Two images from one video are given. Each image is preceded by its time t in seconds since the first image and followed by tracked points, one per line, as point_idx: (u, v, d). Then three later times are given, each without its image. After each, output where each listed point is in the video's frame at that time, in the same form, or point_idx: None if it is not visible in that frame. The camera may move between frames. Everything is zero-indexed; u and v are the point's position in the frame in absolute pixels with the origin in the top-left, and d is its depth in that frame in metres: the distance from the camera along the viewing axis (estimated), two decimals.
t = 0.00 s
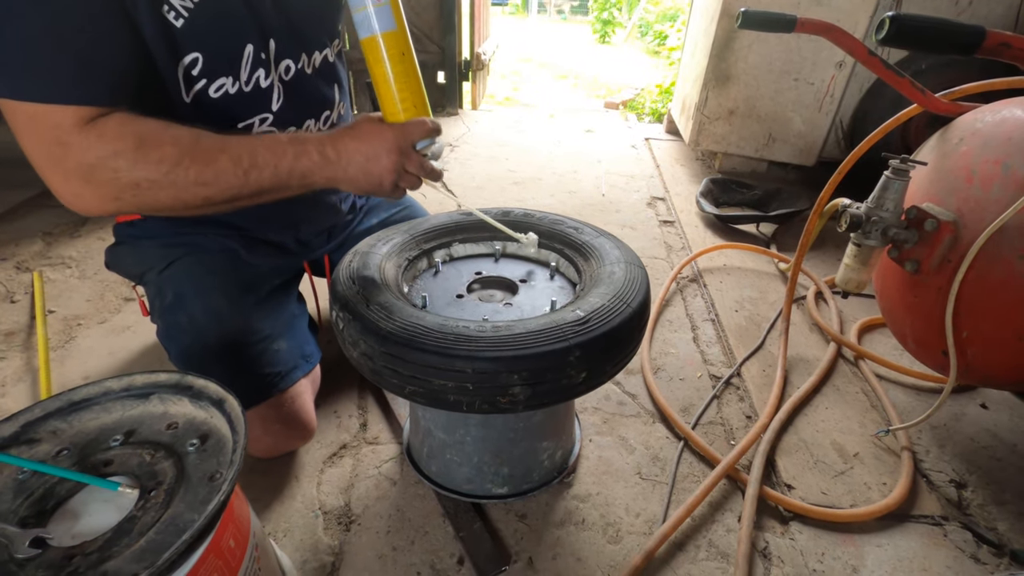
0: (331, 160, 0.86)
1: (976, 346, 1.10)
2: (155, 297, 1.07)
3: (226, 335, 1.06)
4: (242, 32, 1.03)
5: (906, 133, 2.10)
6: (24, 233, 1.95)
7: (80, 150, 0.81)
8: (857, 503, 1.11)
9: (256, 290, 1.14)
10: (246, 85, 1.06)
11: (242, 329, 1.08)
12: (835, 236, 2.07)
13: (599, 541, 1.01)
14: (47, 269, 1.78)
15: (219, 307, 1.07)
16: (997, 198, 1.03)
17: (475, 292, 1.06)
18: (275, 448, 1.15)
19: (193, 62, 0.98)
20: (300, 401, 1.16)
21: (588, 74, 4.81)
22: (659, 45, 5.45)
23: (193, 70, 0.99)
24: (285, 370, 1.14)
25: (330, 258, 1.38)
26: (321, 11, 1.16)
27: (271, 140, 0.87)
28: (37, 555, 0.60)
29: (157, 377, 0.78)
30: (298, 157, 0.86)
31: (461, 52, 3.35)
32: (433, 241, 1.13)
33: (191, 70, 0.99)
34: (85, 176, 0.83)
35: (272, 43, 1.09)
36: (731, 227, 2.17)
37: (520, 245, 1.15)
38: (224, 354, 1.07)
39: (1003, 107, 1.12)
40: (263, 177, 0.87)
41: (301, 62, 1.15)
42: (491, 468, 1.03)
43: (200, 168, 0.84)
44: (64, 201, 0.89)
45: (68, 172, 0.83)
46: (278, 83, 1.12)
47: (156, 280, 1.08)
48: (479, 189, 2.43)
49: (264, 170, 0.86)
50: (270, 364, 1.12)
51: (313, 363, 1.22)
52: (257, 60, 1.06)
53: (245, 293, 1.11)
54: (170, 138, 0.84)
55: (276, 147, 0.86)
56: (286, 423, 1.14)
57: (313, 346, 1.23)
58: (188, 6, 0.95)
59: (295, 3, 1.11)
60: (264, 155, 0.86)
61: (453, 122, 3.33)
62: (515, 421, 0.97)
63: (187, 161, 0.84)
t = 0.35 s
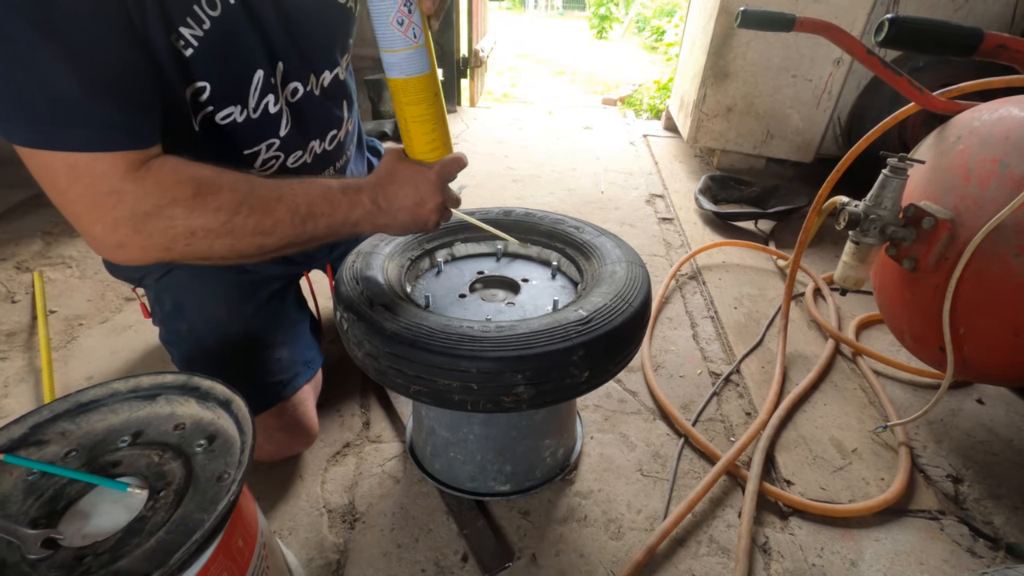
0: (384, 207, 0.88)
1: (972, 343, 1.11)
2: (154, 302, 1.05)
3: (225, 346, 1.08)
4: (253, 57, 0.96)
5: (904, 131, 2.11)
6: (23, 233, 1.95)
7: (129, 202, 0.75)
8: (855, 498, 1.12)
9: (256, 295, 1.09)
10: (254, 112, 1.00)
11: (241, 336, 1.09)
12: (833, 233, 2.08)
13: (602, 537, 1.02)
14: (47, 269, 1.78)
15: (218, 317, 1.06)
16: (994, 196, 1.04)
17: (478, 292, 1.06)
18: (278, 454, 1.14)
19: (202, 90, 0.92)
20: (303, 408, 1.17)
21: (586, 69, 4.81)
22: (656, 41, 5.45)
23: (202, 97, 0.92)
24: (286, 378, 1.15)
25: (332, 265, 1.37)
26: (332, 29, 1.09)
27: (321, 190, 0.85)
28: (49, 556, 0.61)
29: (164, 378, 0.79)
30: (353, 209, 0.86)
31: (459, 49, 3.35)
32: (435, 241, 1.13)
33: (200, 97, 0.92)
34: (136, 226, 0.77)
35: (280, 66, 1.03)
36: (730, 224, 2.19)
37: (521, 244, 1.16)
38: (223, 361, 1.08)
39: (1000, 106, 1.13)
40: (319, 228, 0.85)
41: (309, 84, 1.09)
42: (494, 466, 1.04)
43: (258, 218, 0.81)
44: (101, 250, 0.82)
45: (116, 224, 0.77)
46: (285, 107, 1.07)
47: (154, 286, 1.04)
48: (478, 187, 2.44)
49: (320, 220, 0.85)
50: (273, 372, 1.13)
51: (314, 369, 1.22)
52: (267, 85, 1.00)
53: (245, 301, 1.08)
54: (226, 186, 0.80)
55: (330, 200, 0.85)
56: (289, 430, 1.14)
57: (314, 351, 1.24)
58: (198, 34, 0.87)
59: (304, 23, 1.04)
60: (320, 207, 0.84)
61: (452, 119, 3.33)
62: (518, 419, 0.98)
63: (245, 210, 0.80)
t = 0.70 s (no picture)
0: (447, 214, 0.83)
1: (976, 339, 1.11)
2: (162, 298, 1.06)
3: (230, 343, 1.08)
4: (262, 48, 0.95)
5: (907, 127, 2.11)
6: (26, 229, 1.95)
7: (168, 182, 0.63)
8: (858, 494, 1.12)
9: (262, 292, 1.09)
10: (262, 105, 1.00)
11: (247, 333, 1.09)
12: (836, 230, 2.08)
13: (606, 532, 1.03)
14: (51, 265, 1.79)
15: (223, 313, 1.06)
16: (1000, 193, 1.04)
17: (483, 288, 1.06)
18: (283, 450, 1.15)
19: (212, 77, 0.91)
20: (308, 405, 1.17)
21: (586, 66, 4.80)
22: (657, 37, 5.44)
23: (213, 84, 0.92)
24: (291, 376, 1.14)
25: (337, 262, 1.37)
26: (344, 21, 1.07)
27: (381, 189, 0.78)
28: (59, 550, 0.61)
29: (171, 373, 0.79)
30: (415, 213, 0.80)
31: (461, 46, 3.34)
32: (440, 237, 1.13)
33: (209, 85, 0.91)
34: (177, 211, 0.65)
35: (289, 60, 1.02)
36: (732, 221, 2.18)
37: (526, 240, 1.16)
38: (229, 359, 1.08)
39: (1006, 102, 1.13)
40: (378, 229, 0.77)
41: (316, 77, 1.07)
42: (498, 461, 1.04)
43: (314, 210, 0.71)
44: (140, 252, 0.70)
45: (155, 210, 0.65)
46: (292, 102, 1.06)
47: (161, 282, 1.05)
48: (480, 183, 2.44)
49: (381, 221, 0.77)
50: (279, 369, 1.13)
51: (319, 366, 1.22)
52: (275, 78, 0.99)
53: (251, 297, 1.08)
54: (277, 175, 0.70)
55: (391, 200, 0.78)
56: (294, 427, 1.14)
57: (319, 347, 1.24)
58: (213, 18, 0.86)
59: (316, 16, 1.02)
60: (381, 206, 0.77)
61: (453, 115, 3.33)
62: (523, 415, 0.98)
63: (300, 201, 0.71)
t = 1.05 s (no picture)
0: (462, 226, 0.82)
1: (976, 338, 1.11)
2: (160, 297, 1.06)
3: (231, 342, 1.08)
4: (267, 45, 0.95)
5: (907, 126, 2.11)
6: (27, 228, 1.95)
7: (186, 170, 0.61)
8: (858, 492, 1.12)
9: (260, 291, 1.09)
10: (269, 102, 0.99)
11: (245, 332, 1.09)
12: (836, 229, 2.08)
13: (606, 531, 1.03)
14: (51, 264, 1.79)
15: (223, 313, 1.06)
16: (999, 192, 1.04)
17: (483, 287, 1.07)
18: (283, 448, 1.14)
19: (218, 74, 0.90)
20: (308, 403, 1.17)
21: (586, 65, 4.80)
22: (657, 36, 5.43)
23: (219, 82, 0.91)
24: (291, 374, 1.15)
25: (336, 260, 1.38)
26: (344, 19, 1.07)
27: (399, 196, 0.76)
28: (60, 549, 0.61)
29: (171, 373, 0.79)
30: (432, 222, 0.78)
31: (460, 45, 3.34)
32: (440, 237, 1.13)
33: (216, 82, 0.90)
34: (193, 201, 0.63)
35: (292, 57, 1.01)
36: (732, 220, 2.19)
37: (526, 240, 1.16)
38: (230, 357, 1.09)
39: (1005, 101, 1.13)
40: (394, 234, 0.75)
41: (319, 75, 1.07)
42: (498, 460, 1.04)
43: (332, 209, 0.70)
44: (152, 245, 0.67)
45: (170, 199, 0.62)
46: (297, 100, 1.06)
47: (161, 281, 1.06)
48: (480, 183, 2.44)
49: (397, 227, 0.75)
50: (278, 367, 1.13)
51: (319, 364, 1.22)
52: (280, 75, 0.99)
53: (249, 296, 1.08)
54: (295, 172, 0.69)
55: (408, 207, 0.76)
56: (295, 425, 1.14)
57: (319, 345, 1.23)
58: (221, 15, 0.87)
59: (318, 14, 1.01)
60: (397, 212, 0.75)
61: (452, 114, 3.33)
62: (523, 414, 0.98)
63: (319, 199, 0.69)
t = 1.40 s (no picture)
0: (462, 218, 0.83)
1: (972, 336, 1.12)
2: (159, 295, 1.07)
3: (229, 339, 1.08)
4: (266, 38, 0.95)
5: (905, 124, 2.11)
6: (26, 227, 1.95)
7: (185, 155, 0.61)
8: (854, 489, 1.13)
9: (259, 287, 1.10)
10: (268, 95, 1.00)
11: (244, 328, 1.09)
12: (834, 227, 2.08)
13: (603, 528, 1.03)
14: (50, 263, 1.79)
15: (221, 310, 1.06)
16: (995, 189, 1.05)
17: (480, 285, 1.07)
18: (282, 445, 1.14)
19: (218, 66, 0.91)
20: (306, 400, 1.17)
21: (585, 63, 4.80)
22: (656, 35, 5.43)
23: (220, 74, 0.91)
24: (289, 371, 1.15)
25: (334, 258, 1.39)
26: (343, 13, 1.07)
27: (400, 186, 0.77)
28: (59, 545, 0.62)
29: (170, 370, 0.80)
30: (432, 213, 0.79)
31: (459, 43, 3.34)
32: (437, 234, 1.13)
33: (216, 74, 0.91)
34: (192, 186, 0.62)
35: (290, 50, 1.01)
36: (731, 218, 2.19)
37: (523, 237, 1.16)
38: (228, 354, 1.09)
39: (1001, 99, 1.13)
40: (394, 223, 0.76)
41: (317, 69, 1.07)
42: (496, 458, 1.04)
43: (331, 196, 0.70)
44: (153, 232, 0.67)
45: (170, 183, 0.62)
46: (295, 94, 1.06)
47: (159, 279, 1.06)
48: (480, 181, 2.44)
49: (397, 217, 0.76)
50: (277, 364, 1.13)
51: (317, 361, 1.22)
52: (279, 68, 1.00)
53: (248, 292, 1.08)
54: (294, 159, 0.69)
55: (408, 198, 0.77)
56: (294, 423, 1.14)
57: (317, 343, 1.23)
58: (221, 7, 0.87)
59: (316, 9, 1.01)
60: (397, 202, 0.76)
61: (451, 113, 3.33)
62: (521, 412, 0.99)
63: (318, 185, 0.69)
